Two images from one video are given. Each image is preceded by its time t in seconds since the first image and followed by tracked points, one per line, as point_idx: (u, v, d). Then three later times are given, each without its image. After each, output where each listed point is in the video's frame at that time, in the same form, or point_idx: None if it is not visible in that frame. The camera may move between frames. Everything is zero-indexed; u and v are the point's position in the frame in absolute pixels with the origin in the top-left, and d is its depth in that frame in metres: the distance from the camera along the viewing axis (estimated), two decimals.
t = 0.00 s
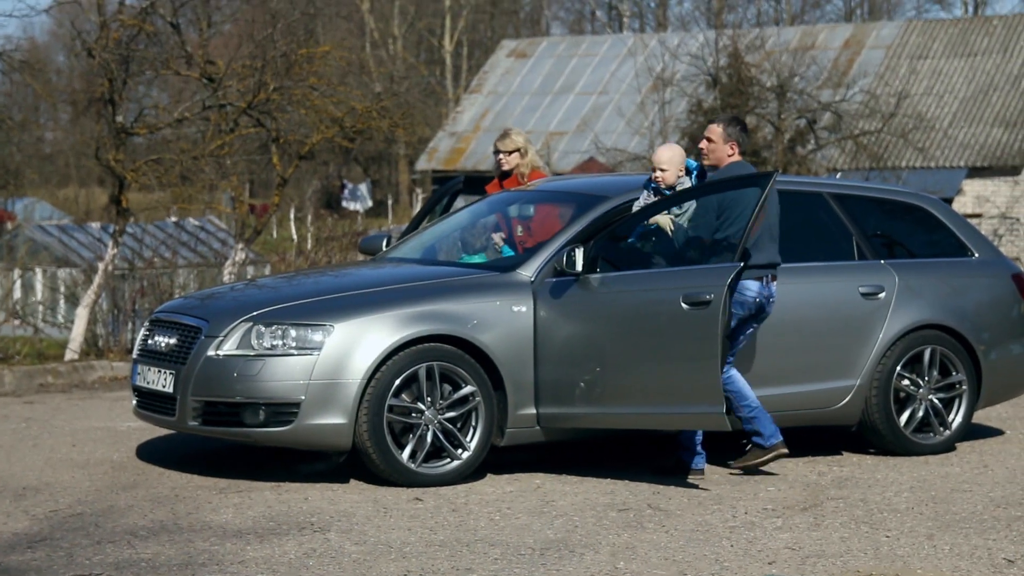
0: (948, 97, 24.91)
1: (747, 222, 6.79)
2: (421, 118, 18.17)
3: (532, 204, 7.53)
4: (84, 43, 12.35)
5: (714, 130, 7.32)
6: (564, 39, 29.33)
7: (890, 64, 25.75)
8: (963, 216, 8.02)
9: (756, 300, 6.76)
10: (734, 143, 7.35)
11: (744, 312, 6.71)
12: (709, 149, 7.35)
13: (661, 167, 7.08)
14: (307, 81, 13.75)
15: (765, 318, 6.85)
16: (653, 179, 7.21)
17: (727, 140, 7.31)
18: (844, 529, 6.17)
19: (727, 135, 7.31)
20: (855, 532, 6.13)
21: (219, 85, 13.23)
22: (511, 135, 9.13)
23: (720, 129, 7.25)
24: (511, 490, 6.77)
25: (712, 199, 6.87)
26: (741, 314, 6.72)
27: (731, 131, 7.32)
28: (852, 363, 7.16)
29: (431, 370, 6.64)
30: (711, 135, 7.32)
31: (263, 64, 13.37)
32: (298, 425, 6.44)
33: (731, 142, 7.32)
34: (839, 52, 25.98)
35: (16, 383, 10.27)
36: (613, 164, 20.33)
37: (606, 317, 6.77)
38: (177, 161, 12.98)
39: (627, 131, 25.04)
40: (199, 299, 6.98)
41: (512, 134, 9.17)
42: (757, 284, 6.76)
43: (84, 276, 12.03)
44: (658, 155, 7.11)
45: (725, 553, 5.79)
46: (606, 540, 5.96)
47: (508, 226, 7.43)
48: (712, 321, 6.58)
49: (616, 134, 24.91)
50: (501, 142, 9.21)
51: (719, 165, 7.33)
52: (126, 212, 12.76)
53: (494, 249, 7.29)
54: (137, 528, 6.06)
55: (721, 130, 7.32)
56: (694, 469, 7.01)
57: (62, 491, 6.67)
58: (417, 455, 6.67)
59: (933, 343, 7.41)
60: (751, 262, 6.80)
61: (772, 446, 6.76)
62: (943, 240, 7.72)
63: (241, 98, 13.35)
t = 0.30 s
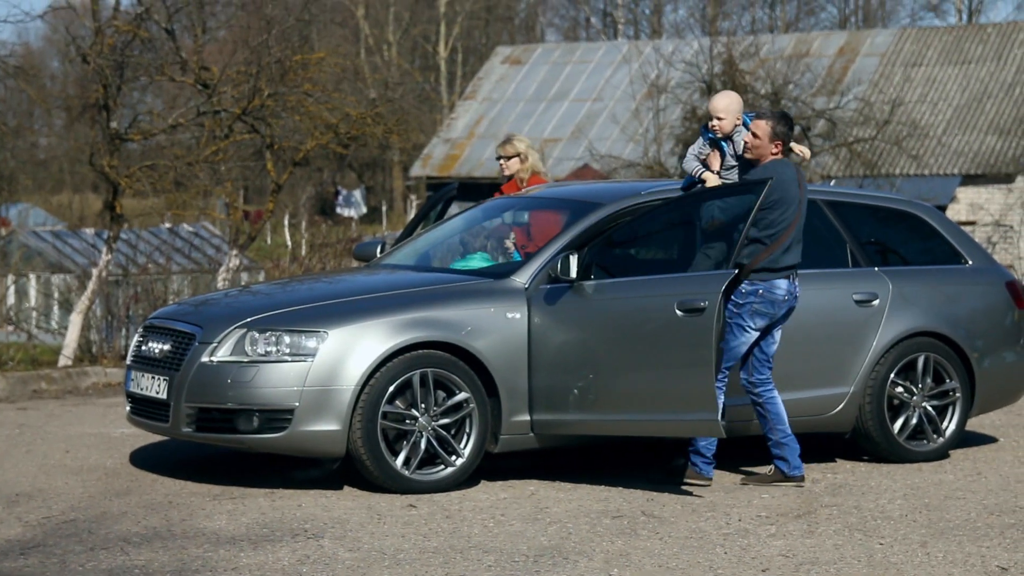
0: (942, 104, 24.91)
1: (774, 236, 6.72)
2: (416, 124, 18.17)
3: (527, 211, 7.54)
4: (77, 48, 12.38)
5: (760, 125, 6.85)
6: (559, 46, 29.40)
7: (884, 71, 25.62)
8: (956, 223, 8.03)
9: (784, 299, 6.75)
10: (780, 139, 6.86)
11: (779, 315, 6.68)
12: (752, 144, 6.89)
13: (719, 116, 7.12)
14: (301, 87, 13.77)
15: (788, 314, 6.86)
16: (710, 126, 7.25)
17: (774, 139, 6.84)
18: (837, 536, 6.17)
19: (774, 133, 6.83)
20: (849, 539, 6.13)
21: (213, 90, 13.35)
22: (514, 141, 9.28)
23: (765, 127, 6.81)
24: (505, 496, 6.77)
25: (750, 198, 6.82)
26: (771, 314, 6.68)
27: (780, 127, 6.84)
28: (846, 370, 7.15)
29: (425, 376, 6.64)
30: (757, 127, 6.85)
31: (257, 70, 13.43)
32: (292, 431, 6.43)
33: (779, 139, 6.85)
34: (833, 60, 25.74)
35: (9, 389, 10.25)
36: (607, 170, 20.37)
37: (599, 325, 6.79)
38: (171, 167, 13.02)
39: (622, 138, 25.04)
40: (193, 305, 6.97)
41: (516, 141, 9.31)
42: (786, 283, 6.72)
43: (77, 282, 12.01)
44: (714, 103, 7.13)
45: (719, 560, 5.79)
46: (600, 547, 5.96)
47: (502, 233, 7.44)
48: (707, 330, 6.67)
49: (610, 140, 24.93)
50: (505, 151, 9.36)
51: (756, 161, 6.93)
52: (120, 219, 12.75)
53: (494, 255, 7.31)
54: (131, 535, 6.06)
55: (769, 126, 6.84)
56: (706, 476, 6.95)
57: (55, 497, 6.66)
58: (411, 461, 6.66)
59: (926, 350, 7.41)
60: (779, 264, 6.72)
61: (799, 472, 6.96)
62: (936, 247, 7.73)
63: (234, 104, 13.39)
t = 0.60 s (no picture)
0: (917, 117, 25.27)
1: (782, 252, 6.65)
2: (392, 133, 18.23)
3: (501, 221, 7.54)
4: (53, 55, 12.23)
5: (795, 143, 6.57)
6: (536, 56, 29.28)
7: (861, 85, 26.14)
8: (930, 236, 8.06)
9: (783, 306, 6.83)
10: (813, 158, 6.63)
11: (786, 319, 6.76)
12: (783, 158, 6.60)
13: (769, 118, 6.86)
14: (278, 96, 13.94)
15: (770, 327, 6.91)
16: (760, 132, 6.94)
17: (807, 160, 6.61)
18: (808, 548, 6.19)
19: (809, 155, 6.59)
20: (820, 551, 6.14)
21: (189, 98, 13.31)
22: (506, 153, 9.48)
23: (801, 147, 6.55)
24: (477, 506, 6.77)
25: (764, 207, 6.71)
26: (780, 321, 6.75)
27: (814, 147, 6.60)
28: (819, 381, 7.18)
29: (399, 386, 6.64)
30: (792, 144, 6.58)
31: (233, 78, 13.51)
32: (265, 440, 6.43)
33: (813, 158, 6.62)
34: (809, 72, 26.43)
35: None
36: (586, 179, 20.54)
37: (572, 335, 6.82)
38: (147, 174, 12.96)
39: (599, 149, 25.02)
40: (167, 313, 6.96)
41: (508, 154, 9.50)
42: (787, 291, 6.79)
43: (50, 289, 11.99)
44: (768, 106, 6.88)
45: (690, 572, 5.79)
46: (572, 558, 5.97)
47: (476, 243, 7.44)
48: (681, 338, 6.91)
49: (587, 151, 24.98)
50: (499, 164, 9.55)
51: (780, 174, 6.68)
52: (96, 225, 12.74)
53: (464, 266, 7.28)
54: (101, 543, 6.05)
55: (806, 146, 6.57)
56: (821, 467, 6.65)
57: (26, 506, 6.65)
58: (384, 471, 6.66)
59: (899, 362, 7.43)
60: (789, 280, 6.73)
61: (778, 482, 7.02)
62: (909, 260, 7.75)
63: (210, 112, 13.45)
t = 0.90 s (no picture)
0: (895, 120, 25.57)
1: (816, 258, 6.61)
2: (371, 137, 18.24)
3: (481, 224, 7.54)
4: (30, 59, 12.19)
5: (826, 151, 6.44)
6: (515, 60, 29.36)
7: (838, 87, 26.31)
8: (910, 239, 8.08)
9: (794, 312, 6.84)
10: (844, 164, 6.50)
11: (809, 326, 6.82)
12: (814, 165, 6.48)
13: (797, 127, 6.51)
14: (257, 100, 13.77)
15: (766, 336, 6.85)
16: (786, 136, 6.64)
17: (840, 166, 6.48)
18: (789, 549, 6.20)
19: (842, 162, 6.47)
20: (801, 552, 6.15)
21: (168, 102, 13.21)
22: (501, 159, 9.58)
23: (834, 156, 6.43)
24: (459, 509, 6.77)
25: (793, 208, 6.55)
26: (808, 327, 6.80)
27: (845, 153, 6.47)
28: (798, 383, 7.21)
29: (379, 389, 6.63)
30: (827, 152, 6.44)
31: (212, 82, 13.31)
32: (245, 444, 6.41)
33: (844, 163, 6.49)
34: (788, 76, 26.45)
35: None
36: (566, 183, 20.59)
37: (552, 337, 6.82)
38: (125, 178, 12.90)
39: (578, 151, 25.03)
40: (147, 317, 6.94)
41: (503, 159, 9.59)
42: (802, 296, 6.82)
43: (29, 293, 11.95)
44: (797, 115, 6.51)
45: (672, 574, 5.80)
46: (554, 561, 5.96)
47: (456, 246, 7.44)
48: (661, 340, 6.92)
49: (566, 155, 24.99)
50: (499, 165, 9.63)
51: (809, 182, 6.54)
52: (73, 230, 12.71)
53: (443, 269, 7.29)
54: (81, 548, 6.02)
55: (836, 151, 6.45)
56: (862, 491, 6.82)
57: (5, 511, 6.62)
58: (365, 474, 6.65)
59: (878, 364, 7.45)
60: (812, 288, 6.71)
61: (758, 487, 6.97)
62: (888, 263, 7.77)
63: (189, 116, 13.32)
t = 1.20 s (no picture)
0: (869, 111, 25.70)
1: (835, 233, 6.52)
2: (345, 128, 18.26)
3: (456, 215, 7.54)
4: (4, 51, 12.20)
5: (814, 125, 6.42)
6: (491, 51, 29.38)
7: (813, 79, 26.46)
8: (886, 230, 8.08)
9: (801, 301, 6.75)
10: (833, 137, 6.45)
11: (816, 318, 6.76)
12: (804, 142, 6.44)
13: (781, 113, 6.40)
14: (232, 91, 13.68)
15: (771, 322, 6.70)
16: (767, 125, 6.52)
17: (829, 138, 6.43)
18: (764, 539, 6.21)
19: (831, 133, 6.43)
20: (776, 542, 6.17)
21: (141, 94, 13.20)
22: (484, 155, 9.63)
23: (823, 127, 6.41)
24: (434, 500, 6.77)
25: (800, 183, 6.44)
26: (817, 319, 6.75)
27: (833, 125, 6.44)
28: (773, 374, 7.24)
29: (355, 380, 6.63)
30: (816, 126, 6.41)
31: (186, 73, 13.36)
32: (220, 436, 6.40)
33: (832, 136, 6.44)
34: (763, 67, 26.43)
35: None
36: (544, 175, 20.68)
37: (528, 328, 6.83)
38: (100, 170, 12.93)
39: (553, 142, 25.01)
40: (121, 309, 6.94)
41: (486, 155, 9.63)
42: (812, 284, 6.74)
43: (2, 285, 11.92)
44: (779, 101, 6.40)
45: (647, 564, 5.80)
46: (529, 551, 5.97)
47: (432, 237, 7.43)
48: (637, 331, 6.88)
49: (540, 145, 25.00)
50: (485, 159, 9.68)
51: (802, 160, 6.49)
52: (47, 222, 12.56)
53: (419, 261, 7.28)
54: (55, 540, 6.01)
55: (823, 125, 6.44)
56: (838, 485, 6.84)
57: None
58: (340, 465, 6.66)
59: (853, 355, 7.48)
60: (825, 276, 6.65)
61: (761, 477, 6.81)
62: (864, 253, 7.77)
63: (163, 107, 13.34)
